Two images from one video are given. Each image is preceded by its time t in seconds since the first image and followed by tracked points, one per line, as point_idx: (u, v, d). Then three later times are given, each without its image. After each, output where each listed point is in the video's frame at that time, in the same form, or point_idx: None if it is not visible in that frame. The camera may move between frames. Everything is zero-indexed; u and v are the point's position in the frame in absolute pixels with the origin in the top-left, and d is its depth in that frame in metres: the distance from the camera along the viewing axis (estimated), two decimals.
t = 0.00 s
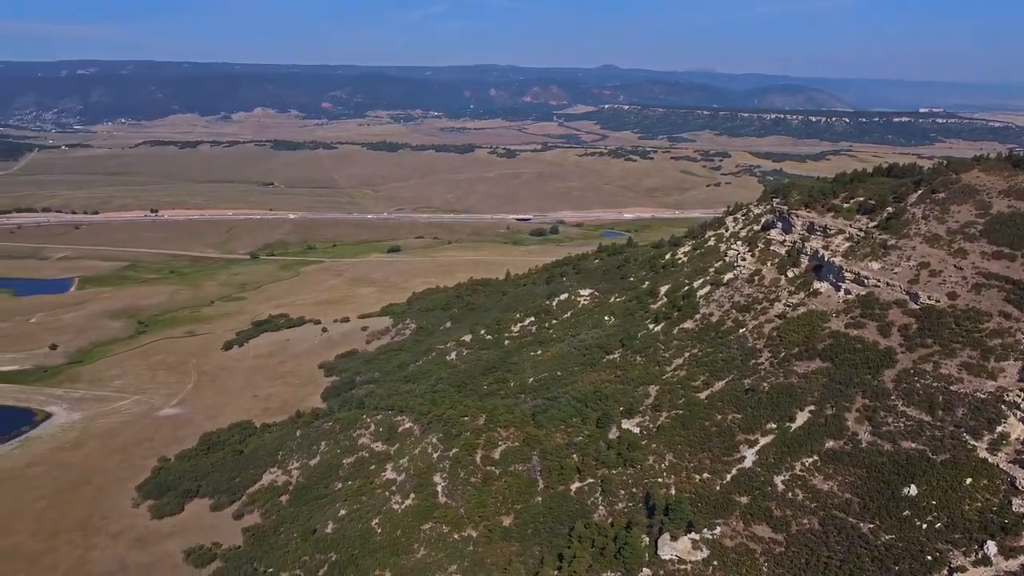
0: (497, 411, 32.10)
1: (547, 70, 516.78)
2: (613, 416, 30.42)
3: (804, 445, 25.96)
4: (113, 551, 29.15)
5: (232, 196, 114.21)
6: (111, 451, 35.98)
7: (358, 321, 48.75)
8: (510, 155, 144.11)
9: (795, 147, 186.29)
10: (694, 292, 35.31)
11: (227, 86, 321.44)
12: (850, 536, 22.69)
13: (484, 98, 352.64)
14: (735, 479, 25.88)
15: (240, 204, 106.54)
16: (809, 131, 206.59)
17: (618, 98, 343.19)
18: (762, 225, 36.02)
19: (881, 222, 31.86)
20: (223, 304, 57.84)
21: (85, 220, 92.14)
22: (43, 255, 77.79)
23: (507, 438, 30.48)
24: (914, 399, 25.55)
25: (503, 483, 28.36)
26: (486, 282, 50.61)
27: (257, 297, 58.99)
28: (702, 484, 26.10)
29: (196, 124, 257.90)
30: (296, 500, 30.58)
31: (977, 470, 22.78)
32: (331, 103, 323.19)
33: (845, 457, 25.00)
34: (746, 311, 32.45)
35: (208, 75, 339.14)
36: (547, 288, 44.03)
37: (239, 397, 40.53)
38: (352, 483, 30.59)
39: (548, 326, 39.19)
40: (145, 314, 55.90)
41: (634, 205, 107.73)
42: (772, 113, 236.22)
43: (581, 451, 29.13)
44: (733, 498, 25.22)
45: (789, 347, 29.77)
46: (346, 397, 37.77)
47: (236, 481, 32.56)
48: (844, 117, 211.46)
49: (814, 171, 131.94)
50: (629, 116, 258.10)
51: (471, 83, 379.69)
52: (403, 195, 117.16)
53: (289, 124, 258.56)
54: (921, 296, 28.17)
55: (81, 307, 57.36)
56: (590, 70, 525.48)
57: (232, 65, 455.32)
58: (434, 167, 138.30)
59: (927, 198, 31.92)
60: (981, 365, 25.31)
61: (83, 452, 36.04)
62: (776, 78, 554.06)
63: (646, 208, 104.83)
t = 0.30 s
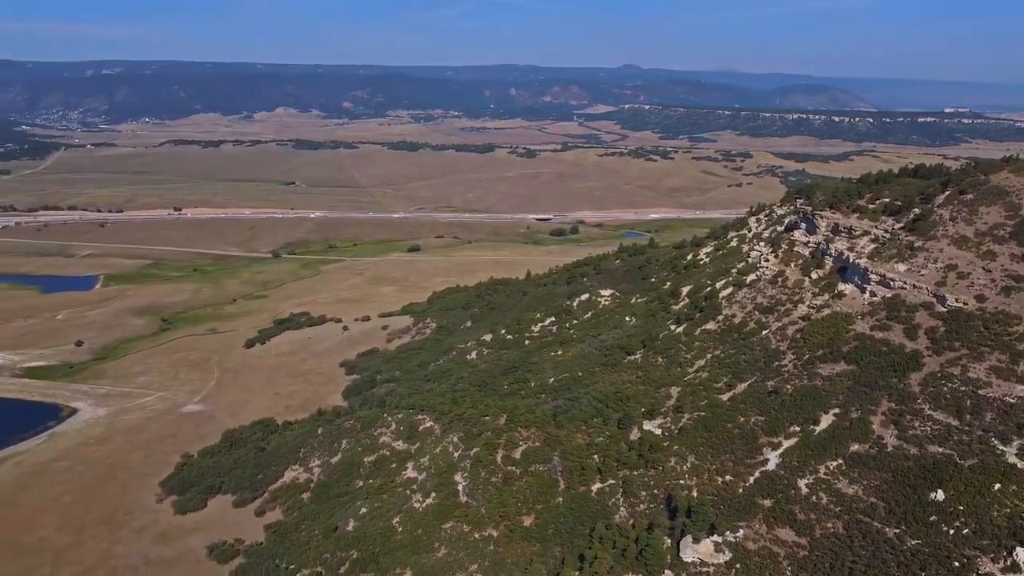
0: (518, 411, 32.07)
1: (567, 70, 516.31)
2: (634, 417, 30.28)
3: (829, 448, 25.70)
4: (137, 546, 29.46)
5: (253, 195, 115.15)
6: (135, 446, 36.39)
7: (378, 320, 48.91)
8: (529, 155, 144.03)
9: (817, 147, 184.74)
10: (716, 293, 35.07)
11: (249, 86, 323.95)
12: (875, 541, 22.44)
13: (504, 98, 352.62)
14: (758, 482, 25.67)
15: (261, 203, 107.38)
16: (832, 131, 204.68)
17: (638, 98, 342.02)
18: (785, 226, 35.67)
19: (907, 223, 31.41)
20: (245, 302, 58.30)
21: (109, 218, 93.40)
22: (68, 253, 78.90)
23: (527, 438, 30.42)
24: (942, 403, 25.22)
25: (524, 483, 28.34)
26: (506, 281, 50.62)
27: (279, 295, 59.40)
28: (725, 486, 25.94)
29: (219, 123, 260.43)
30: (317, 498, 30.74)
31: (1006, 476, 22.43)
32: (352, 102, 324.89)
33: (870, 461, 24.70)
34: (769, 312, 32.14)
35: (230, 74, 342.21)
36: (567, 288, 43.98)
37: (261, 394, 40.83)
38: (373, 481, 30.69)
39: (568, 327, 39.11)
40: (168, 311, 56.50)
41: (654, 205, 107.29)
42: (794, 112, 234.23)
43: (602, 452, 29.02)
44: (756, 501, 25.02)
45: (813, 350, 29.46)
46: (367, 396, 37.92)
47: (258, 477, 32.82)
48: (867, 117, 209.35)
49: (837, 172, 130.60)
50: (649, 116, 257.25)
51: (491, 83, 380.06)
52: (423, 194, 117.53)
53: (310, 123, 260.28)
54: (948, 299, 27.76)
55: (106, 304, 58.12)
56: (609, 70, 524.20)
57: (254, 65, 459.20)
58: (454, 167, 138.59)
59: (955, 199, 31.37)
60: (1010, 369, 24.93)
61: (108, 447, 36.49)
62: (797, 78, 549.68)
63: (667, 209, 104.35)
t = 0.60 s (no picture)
0: (537, 411, 32.02)
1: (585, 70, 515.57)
2: (653, 418, 30.13)
3: (851, 452, 25.43)
4: (158, 542, 29.73)
5: (273, 194, 115.99)
6: (156, 443, 36.74)
7: (397, 319, 49.04)
8: (547, 155, 143.82)
9: (837, 148, 183.33)
10: (736, 294, 34.83)
11: (269, 85, 326.10)
12: (897, 546, 22.21)
13: (522, 97, 352.33)
14: (779, 485, 25.46)
15: (280, 202, 108.08)
16: (853, 131, 203.04)
17: (657, 98, 340.84)
18: (806, 227, 35.36)
19: (931, 225, 30.92)
20: (264, 300, 58.70)
21: (131, 217, 94.40)
22: (90, 251, 79.87)
23: (546, 438, 30.38)
24: (966, 407, 24.88)
25: (542, 483, 28.31)
26: (524, 281, 50.67)
27: (298, 294, 59.75)
28: (745, 488, 25.75)
29: (238, 122, 262.44)
30: (336, 496, 30.87)
31: None
32: (371, 102, 326.26)
33: (893, 465, 24.43)
34: (790, 314, 31.88)
35: (249, 74, 344.68)
36: (586, 288, 43.93)
37: (281, 392, 41.09)
38: (392, 480, 30.76)
39: (587, 327, 39.04)
40: (189, 309, 56.99)
41: (673, 206, 106.87)
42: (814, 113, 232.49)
43: (621, 453, 28.92)
44: (777, 504, 24.81)
45: (835, 352, 29.18)
46: (386, 395, 38.04)
47: (278, 475, 33.04)
48: (889, 118, 207.54)
49: (858, 173, 129.40)
50: (667, 116, 256.36)
51: (510, 83, 380.21)
52: (441, 194, 117.83)
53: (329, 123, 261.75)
54: (973, 302, 27.35)
55: (128, 301, 58.75)
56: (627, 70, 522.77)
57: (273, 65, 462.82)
58: (472, 167, 138.72)
59: (980, 200, 30.81)
60: None
61: (130, 443, 36.89)
62: (817, 78, 545.63)
63: (686, 210, 103.89)
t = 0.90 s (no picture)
0: (557, 411, 31.96)
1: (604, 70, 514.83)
2: (674, 420, 29.94)
3: (875, 456, 25.12)
4: (181, 537, 30.02)
5: (294, 193, 116.88)
6: (179, 440, 37.10)
7: (417, 318, 49.16)
8: (567, 155, 143.57)
9: (860, 148, 181.61)
10: (758, 296, 34.55)
11: (290, 85, 328.49)
12: (923, 551, 21.95)
13: (542, 97, 352.33)
14: (802, 488, 25.22)
15: (300, 201, 108.83)
16: (875, 132, 201.21)
17: (677, 98, 339.42)
18: (830, 228, 35.03)
19: (958, 226, 30.43)
20: (285, 299, 59.11)
21: (154, 215, 95.45)
22: (114, 248, 80.92)
23: (566, 439, 30.32)
24: (994, 412, 24.54)
25: (563, 483, 28.27)
26: (544, 281, 50.64)
27: (318, 293, 60.11)
28: (767, 492, 25.53)
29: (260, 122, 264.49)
30: (357, 494, 31.01)
31: None
32: (391, 102, 327.84)
33: (919, 469, 24.13)
34: (813, 316, 31.58)
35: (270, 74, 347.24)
36: (606, 288, 43.81)
37: (301, 390, 41.35)
38: (412, 479, 30.86)
39: (607, 328, 38.93)
40: (211, 307, 57.50)
41: (693, 207, 106.36)
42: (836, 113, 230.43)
43: (642, 454, 28.79)
44: (799, 508, 24.58)
45: (859, 355, 28.85)
46: (406, 394, 38.17)
47: (299, 472, 33.26)
48: (913, 118, 205.31)
49: (881, 173, 128.08)
50: (687, 116, 255.33)
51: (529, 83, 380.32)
52: (460, 194, 118.11)
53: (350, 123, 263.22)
54: (1002, 305, 26.89)
55: (151, 299, 59.38)
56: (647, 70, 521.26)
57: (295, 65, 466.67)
58: (491, 167, 138.83)
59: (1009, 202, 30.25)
60: None
61: (153, 440, 37.28)
62: (839, 78, 541.56)
63: (706, 210, 103.36)
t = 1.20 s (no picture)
0: (575, 411, 31.91)
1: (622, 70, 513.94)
2: (693, 421, 29.78)
3: (897, 459, 24.82)
4: (200, 534, 30.25)
5: (312, 192, 117.59)
6: (199, 437, 37.38)
7: (434, 318, 49.23)
8: (584, 155, 143.35)
9: (880, 149, 179.98)
10: (778, 297, 34.35)
11: (309, 85, 330.54)
12: (946, 556, 21.65)
13: (559, 97, 352.23)
14: (822, 491, 24.99)
15: (318, 200, 109.40)
16: (896, 132, 199.53)
17: (695, 98, 338.07)
18: (851, 229, 34.71)
19: (983, 228, 29.79)
20: (303, 297, 59.41)
21: (173, 214, 96.28)
22: (135, 246, 81.77)
23: (584, 439, 30.26)
24: (1020, 416, 24.12)
25: (581, 484, 28.22)
26: (562, 282, 50.57)
27: (336, 292, 60.38)
28: (787, 494, 25.33)
29: (278, 122, 266.19)
30: (374, 492, 31.11)
31: None
32: (409, 102, 329.02)
33: (942, 473, 23.81)
34: (834, 317, 31.32)
35: (288, 74, 349.37)
36: (624, 288, 43.69)
37: (319, 389, 41.57)
38: (430, 478, 30.92)
39: (624, 329, 38.85)
40: (230, 305, 57.90)
41: (711, 207, 105.90)
42: (856, 112, 228.70)
43: (661, 455, 28.69)
44: (820, 511, 24.37)
45: (881, 357, 28.52)
46: (423, 393, 38.26)
47: (317, 470, 33.45)
48: (935, 118, 203.30)
49: (901, 174, 126.93)
50: (704, 117, 254.29)
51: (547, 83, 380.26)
52: (477, 193, 118.30)
53: (368, 124, 264.41)
54: None
55: (171, 297, 59.91)
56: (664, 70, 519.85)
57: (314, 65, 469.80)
58: (508, 167, 138.90)
59: None
60: None
61: (173, 437, 37.59)
62: (858, 78, 537.59)
63: (724, 211, 102.88)
